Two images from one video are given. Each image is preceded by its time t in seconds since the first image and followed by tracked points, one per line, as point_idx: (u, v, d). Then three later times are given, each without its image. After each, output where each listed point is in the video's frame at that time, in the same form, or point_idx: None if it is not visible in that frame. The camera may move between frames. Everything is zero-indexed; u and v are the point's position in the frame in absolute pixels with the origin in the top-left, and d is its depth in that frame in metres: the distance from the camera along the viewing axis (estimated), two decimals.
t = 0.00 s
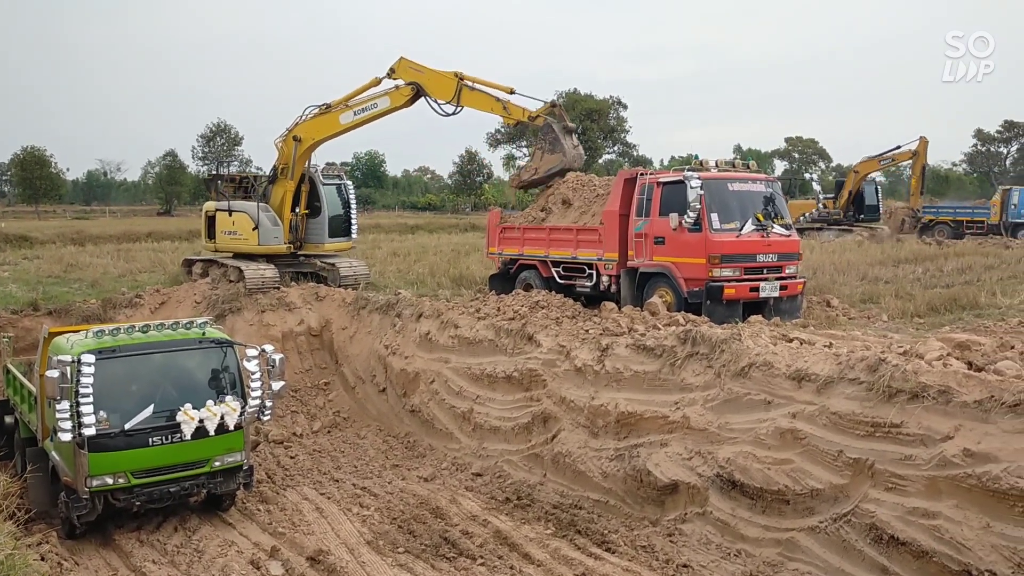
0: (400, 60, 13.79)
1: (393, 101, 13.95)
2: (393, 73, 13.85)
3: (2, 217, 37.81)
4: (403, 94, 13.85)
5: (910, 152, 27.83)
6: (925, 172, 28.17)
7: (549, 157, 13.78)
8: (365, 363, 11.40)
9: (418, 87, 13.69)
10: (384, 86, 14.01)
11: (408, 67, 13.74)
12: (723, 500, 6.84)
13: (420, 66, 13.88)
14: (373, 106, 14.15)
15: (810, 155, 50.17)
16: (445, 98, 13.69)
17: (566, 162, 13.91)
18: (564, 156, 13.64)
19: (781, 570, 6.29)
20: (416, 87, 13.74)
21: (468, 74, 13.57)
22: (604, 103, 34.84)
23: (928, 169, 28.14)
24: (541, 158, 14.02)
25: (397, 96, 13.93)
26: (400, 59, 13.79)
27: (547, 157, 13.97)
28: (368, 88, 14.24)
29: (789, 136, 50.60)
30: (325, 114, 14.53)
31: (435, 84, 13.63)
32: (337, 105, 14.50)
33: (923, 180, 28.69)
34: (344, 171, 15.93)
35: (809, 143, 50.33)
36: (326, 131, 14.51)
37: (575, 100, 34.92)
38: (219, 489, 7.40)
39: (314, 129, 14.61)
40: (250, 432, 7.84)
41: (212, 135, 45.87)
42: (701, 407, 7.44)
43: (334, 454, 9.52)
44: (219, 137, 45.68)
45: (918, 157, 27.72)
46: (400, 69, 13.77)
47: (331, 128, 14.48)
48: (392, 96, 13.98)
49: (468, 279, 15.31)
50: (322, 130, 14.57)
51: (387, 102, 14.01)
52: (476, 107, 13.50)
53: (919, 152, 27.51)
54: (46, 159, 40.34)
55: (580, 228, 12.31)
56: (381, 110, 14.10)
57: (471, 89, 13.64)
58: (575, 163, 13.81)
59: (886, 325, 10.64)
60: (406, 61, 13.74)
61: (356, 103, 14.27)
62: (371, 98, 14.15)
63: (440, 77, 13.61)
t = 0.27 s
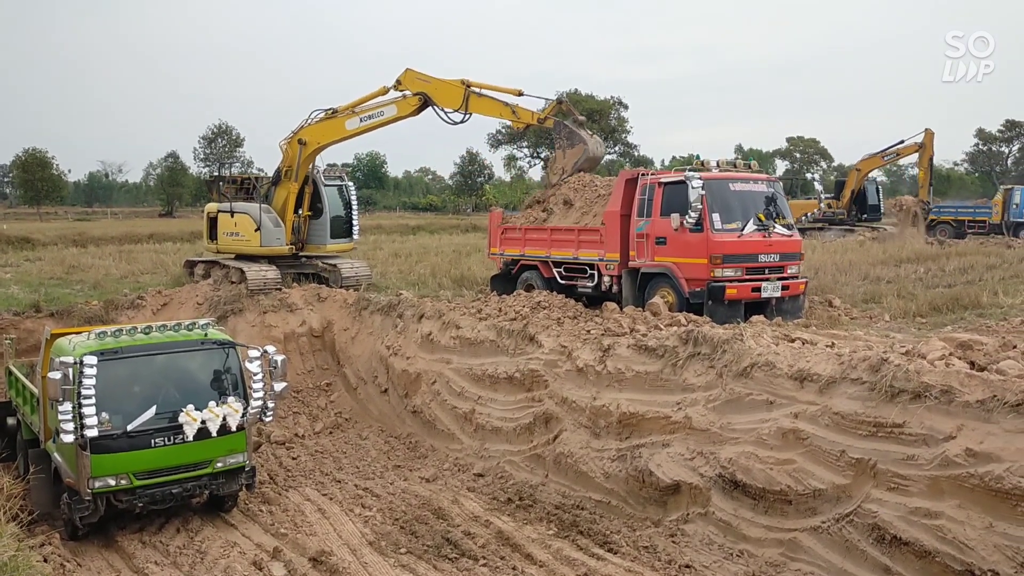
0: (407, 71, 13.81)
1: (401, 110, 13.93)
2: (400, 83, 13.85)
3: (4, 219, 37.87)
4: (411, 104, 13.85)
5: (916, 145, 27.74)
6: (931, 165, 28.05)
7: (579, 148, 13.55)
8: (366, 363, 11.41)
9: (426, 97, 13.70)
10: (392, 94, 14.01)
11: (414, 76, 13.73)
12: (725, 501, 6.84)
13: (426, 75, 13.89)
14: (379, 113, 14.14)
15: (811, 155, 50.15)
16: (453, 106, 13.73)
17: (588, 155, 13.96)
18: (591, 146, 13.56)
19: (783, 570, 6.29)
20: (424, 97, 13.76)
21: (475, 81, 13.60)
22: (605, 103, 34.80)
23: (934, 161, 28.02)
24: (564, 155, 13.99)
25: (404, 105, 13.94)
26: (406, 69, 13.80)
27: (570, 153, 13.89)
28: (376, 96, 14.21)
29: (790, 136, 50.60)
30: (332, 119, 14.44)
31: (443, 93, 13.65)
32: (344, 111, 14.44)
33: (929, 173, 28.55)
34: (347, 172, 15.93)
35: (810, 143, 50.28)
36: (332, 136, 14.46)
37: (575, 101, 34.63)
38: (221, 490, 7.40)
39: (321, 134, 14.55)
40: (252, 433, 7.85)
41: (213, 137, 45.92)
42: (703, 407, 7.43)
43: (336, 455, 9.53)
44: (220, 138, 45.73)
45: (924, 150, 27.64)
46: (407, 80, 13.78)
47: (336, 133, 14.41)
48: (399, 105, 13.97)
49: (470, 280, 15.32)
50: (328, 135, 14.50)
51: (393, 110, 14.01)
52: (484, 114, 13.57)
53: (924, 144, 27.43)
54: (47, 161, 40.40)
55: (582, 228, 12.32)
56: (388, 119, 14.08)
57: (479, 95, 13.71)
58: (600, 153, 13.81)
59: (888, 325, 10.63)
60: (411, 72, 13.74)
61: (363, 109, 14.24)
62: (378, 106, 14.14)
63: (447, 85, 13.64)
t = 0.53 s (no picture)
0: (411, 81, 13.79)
1: (405, 119, 13.93)
2: (404, 93, 13.84)
3: (6, 219, 37.92)
4: (415, 113, 13.85)
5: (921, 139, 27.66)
6: (938, 158, 27.93)
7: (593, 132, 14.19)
8: (368, 363, 11.41)
9: (431, 105, 13.65)
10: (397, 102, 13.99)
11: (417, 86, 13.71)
12: (727, 500, 6.84)
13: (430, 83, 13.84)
14: (384, 120, 14.12)
15: (813, 154, 50.10)
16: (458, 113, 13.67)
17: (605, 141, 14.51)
18: (606, 125, 14.07)
19: (786, 569, 6.28)
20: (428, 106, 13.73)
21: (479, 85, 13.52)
22: (607, 102, 34.73)
23: (941, 154, 27.88)
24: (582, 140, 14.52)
25: (408, 114, 13.91)
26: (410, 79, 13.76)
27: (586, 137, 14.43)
28: (381, 103, 14.22)
29: (792, 135, 50.56)
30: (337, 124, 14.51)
31: (448, 101, 13.61)
32: (350, 115, 14.49)
33: (937, 167, 28.42)
34: (350, 171, 15.93)
35: (812, 142, 50.24)
36: (336, 141, 14.52)
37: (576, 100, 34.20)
38: (224, 490, 7.41)
39: (325, 138, 14.61)
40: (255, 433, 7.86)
41: (215, 137, 45.96)
42: (706, 407, 7.43)
43: (338, 455, 9.53)
44: (222, 139, 45.76)
45: (930, 143, 27.57)
46: (412, 90, 13.78)
47: (341, 137, 14.48)
48: (403, 113, 13.97)
49: (472, 279, 15.32)
50: (333, 139, 14.58)
51: (397, 119, 13.99)
52: (490, 116, 13.48)
53: (931, 137, 27.36)
54: (49, 162, 40.43)
55: (583, 228, 12.32)
56: (392, 128, 14.09)
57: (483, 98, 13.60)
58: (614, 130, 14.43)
59: (891, 324, 10.62)
60: (414, 83, 13.72)
61: (368, 116, 14.28)
62: (383, 113, 14.14)
63: (451, 92, 13.59)
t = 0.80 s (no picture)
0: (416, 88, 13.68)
1: (409, 126, 13.83)
2: (409, 101, 13.76)
3: (8, 219, 37.98)
4: (419, 120, 13.75)
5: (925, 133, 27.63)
6: (944, 151, 27.86)
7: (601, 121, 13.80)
8: (370, 362, 11.42)
9: (435, 113, 13.52)
10: (402, 108, 13.92)
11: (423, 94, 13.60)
12: (729, 498, 6.83)
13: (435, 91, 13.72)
14: (389, 126, 14.05)
15: (815, 152, 50.06)
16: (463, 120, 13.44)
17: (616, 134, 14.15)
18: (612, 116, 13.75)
19: (788, 567, 6.28)
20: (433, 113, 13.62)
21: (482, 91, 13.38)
22: (608, 101, 34.70)
23: (947, 146, 27.80)
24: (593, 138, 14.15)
25: (413, 121, 13.83)
26: (416, 87, 13.66)
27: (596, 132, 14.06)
28: (386, 109, 14.15)
29: (794, 133, 50.52)
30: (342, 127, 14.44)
31: (452, 108, 13.44)
32: (355, 119, 14.44)
33: (943, 159, 28.34)
34: (350, 169, 15.92)
35: (813, 140, 50.24)
36: (339, 144, 14.46)
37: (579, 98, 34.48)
38: (226, 488, 7.42)
39: (329, 140, 14.55)
40: (257, 432, 7.86)
41: (217, 136, 45.99)
42: (708, 405, 7.42)
43: (340, 454, 9.54)
44: (223, 138, 45.79)
45: (934, 137, 27.52)
46: (416, 98, 13.68)
47: (344, 140, 14.41)
48: (407, 120, 13.88)
49: (473, 278, 15.32)
50: (337, 141, 14.51)
51: (401, 125, 13.90)
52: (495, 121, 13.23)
53: (935, 130, 27.33)
54: (51, 161, 40.47)
55: (585, 226, 12.31)
56: (396, 134, 14.01)
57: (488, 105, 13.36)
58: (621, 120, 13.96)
59: (892, 321, 10.62)
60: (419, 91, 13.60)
61: (373, 120, 14.20)
62: (388, 118, 14.06)
63: (455, 99, 13.42)
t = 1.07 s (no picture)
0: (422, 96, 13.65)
1: (414, 132, 13.73)
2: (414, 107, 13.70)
3: (11, 218, 38.02)
4: (424, 126, 13.64)
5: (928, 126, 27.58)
6: (948, 144, 27.78)
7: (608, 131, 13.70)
8: (373, 360, 11.42)
9: (441, 121, 13.44)
10: (408, 114, 13.86)
11: (428, 101, 13.55)
12: (733, 496, 6.82)
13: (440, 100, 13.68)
14: (394, 132, 13.99)
15: (818, 149, 49.99)
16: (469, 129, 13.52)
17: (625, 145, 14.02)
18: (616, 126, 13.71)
19: (791, 565, 6.27)
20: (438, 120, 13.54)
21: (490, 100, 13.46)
22: (611, 98, 34.62)
23: (951, 138, 27.71)
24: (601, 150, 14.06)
25: (417, 127, 13.72)
26: (422, 95, 13.60)
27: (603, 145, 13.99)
28: (392, 114, 14.10)
29: (797, 130, 50.45)
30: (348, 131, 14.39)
31: (459, 117, 13.48)
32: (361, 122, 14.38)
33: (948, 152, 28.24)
34: (353, 168, 15.89)
35: (817, 137, 50.12)
36: (344, 145, 14.42)
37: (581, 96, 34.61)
38: (229, 487, 7.42)
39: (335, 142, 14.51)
40: (259, 431, 7.87)
41: (219, 135, 46.00)
42: (710, 402, 7.41)
43: (343, 452, 9.55)
44: (226, 136, 45.80)
45: (937, 129, 27.47)
46: (421, 105, 13.61)
47: (349, 143, 14.37)
48: (412, 125, 13.79)
49: (475, 276, 15.31)
50: (342, 143, 14.46)
51: (406, 131, 13.81)
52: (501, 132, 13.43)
53: (937, 123, 27.28)
54: (54, 160, 40.50)
55: (587, 224, 12.30)
56: (401, 139, 13.93)
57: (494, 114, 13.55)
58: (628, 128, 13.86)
59: (896, 319, 10.60)
60: (425, 98, 13.56)
61: (378, 124, 14.15)
62: (394, 124, 13.99)
63: (461, 108, 13.48)
